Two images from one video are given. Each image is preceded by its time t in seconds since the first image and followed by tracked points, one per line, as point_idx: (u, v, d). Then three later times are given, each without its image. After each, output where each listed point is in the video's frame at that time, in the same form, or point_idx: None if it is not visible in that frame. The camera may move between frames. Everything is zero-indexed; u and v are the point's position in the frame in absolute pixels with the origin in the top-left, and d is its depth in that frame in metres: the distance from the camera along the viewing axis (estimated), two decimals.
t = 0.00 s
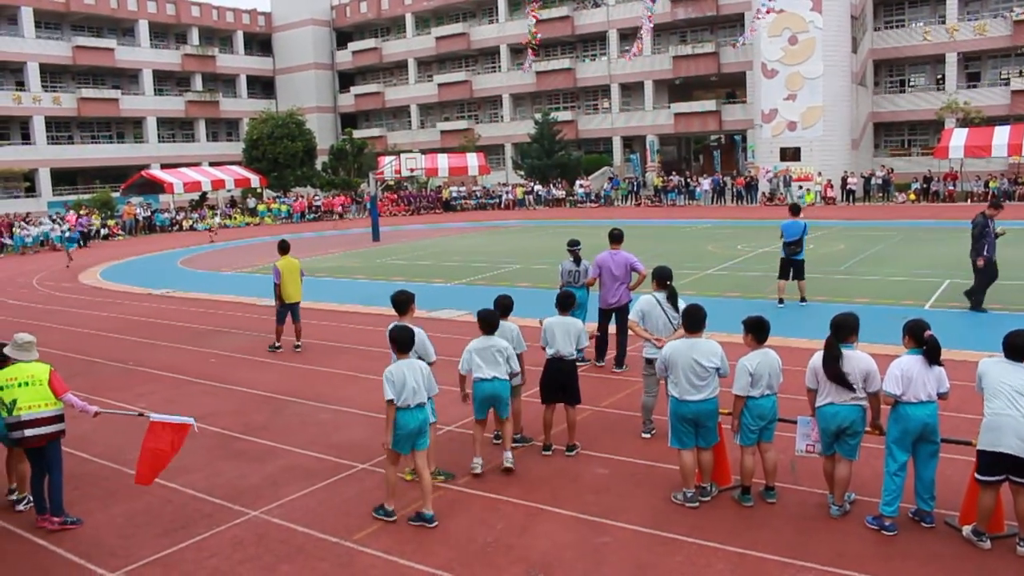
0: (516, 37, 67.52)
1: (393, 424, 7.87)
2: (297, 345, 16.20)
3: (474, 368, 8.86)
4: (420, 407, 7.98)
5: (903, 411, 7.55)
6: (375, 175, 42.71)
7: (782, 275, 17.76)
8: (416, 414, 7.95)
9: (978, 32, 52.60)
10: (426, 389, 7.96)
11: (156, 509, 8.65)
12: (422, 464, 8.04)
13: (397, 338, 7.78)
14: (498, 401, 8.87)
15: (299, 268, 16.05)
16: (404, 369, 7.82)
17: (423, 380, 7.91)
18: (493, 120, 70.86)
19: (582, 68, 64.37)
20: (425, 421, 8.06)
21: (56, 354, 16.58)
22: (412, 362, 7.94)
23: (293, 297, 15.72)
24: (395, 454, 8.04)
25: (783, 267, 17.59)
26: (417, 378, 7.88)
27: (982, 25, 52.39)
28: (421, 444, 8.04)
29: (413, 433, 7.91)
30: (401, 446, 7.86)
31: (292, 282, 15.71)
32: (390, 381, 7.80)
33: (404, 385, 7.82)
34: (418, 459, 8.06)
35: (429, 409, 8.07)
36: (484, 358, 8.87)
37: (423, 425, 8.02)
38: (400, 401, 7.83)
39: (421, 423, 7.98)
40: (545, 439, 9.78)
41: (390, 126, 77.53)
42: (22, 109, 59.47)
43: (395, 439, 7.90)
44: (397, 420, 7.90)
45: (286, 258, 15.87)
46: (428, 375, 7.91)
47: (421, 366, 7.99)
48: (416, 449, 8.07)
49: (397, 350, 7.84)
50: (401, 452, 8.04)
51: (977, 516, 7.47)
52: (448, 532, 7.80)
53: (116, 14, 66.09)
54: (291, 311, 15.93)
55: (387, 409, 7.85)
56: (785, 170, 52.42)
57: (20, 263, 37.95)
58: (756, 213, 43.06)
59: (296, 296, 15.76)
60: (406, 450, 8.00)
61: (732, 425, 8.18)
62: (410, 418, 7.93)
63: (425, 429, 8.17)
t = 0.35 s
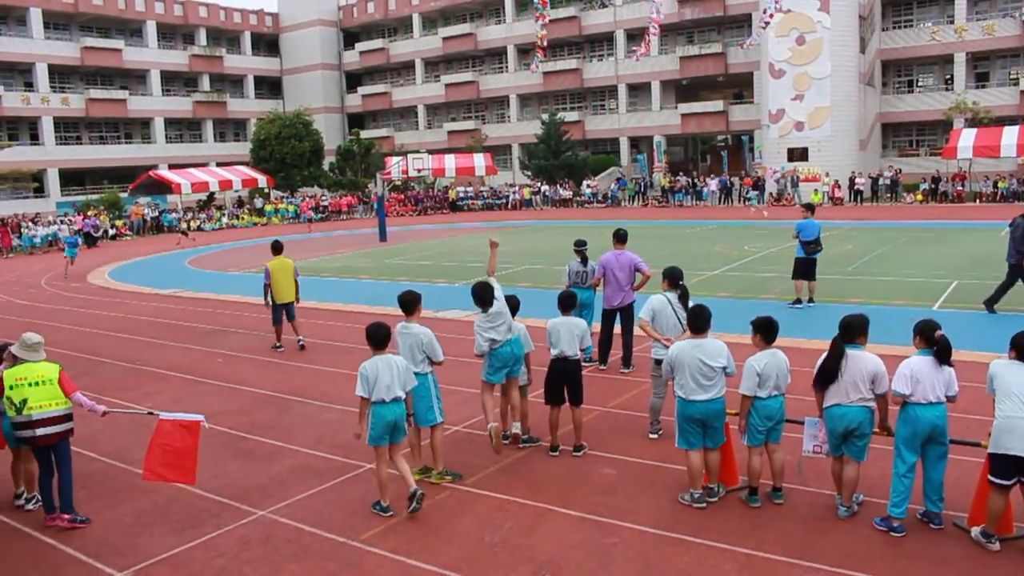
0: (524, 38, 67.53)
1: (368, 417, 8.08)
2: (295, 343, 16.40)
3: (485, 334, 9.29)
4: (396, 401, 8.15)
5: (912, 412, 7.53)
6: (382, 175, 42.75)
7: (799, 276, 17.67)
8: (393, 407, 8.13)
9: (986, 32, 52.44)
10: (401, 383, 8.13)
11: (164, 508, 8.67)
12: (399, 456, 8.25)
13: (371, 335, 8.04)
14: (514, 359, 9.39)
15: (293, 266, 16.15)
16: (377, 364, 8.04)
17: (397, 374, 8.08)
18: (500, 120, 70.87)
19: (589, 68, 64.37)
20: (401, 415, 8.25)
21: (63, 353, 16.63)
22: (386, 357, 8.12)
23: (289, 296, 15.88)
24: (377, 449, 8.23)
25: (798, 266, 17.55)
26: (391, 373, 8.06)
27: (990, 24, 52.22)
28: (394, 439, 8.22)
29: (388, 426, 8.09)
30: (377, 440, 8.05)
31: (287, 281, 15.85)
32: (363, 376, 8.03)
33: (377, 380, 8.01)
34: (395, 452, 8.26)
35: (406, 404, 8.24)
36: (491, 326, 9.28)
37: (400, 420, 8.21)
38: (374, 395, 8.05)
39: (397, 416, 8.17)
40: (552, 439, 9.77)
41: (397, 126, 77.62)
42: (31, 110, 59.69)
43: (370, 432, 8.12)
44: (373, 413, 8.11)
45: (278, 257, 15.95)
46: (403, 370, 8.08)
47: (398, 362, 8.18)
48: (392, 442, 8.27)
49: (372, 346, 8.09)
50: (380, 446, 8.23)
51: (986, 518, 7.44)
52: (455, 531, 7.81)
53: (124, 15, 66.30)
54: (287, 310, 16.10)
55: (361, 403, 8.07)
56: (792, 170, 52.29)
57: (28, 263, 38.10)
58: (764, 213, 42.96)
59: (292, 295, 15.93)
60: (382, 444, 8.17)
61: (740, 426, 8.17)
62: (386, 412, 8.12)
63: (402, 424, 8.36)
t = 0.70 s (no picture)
0: (527, 37, 67.53)
1: (358, 414, 8.35)
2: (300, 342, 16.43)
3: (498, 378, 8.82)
4: (383, 398, 8.41)
5: (918, 410, 7.51)
6: (386, 176, 42.81)
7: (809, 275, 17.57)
8: (381, 404, 8.39)
9: (992, 28, 52.22)
10: (387, 380, 8.36)
11: (170, 509, 8.70)
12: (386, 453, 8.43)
13: (358, 332, 8.30)
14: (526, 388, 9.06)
15: (291, 265, 16.15)
16: (364, 362, 8.32)
17: (383, 371, 8.33)
18: (503, 120, 70.89)
19: (592, 67, 64.33)
20: (389, 412, 8.48)
21: (69, 355, 16.69)
22: (374, 355, 8.41)
23: (290, 295, 15.90)
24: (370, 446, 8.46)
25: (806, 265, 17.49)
26: (377, 370, 8.31)
27: (995, 21, 52.01)
28: (384, 435, 8.42)
29: (375, 422, 8.33)
30: (366, 435, 8.29)
31: (285, 281, 15.85)
32: (350, 373, 8.36)
33: (362, 376, 8.28)
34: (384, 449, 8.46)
35: (396, 401, 8.46)
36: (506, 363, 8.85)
37: (389, 416, 8.45)
38: (362, 392, 8.33)
39: (386, 413, 8.42)
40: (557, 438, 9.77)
41: (401, 126, 77.66)
42: (36, 112, 59.89)
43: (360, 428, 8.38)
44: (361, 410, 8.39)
45: (276, 258, 15.98)
46: (387, 368, 8.32)
47: (385, 359, 8.45)
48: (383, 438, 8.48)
49: (360, 344, 8.35)
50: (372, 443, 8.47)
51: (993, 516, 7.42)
52: (459, 531, 7.84)
53: (128, 17, 66.45)
54: (289, 309, 16.13)
55: (349, 399, 8.39)
56: (796, 168, 52.16)
57: (35, 264, 38.24)
58: (769, 212, 42.87)
59: (292, 294, 15.95)
60: (373, 440, 8.41)
61: (744, 425, 8.18)
62: (375, 408, 8.38)
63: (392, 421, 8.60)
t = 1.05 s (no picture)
0: (527, 37, 67.51)
1: (345, 402, 8.71)
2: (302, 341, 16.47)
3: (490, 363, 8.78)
4: (370, 389, 8.73)
5: (917, 411, 7.52)
6: (385, 175, 42.79)
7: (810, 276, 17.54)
8: (367, 395, 8.71)
9: (992, 27, 52.16)
10: (373, 372, 8.65)
11: (170, 509, 8.69)
12: (370, 441, 8.82)
13: (348, 324, 8.70)
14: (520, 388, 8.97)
15: (295, 265, 16.17)
16: (352, 354, 8.63)
17: (368, 363, 8.61)
18: (504, 120, 70.91)
19: (593, 67, 64.31)
20: (377, 402, 8.80)
21: (69, 355, 16.69)
22: (364, 347, 8.69)
23: (292, 295, 15.94)
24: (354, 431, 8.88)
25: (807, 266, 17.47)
26: (362, 362, 8.60)
27: (996, 20, 51.98)
28: (369, 424, 8.79)
29: (359, 412, 8.69)
30: (350, 423, 8.71)
31: (289, 280, 15.89)
32: (341, 363, 8.69)
33: (349, 367, 8.63)
34: (369, 436, 8.84)
35: (381, 392, 8.76)
36: (498, 352, 8.83)
37: (375, 406, 8.77)
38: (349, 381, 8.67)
39: (371, 404, 8.72)
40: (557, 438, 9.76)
41: (401, 126, 77.63)
42: (35, 112, 59.88)
43: (348, 415, 8.76)
44: (349, 398, 8.73)
45: (280, 257, 15.99)
46: (372, 361, 8.57)
47: (374, 352, 8.72)
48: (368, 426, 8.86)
49: (352, 336, 8.70)
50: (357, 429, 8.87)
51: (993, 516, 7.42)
52: (459, 531, 7.83)
53: (128, 17, 66.43)
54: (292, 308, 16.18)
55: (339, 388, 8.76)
56: (797, 168, 52.14)
57: (35, 264, 38.25)
58: (770, 212, 42.86)
59: (295, 293, 15.99)
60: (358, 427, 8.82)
61: (745, 425, 8.16)
62: (361, 399, 8.71)
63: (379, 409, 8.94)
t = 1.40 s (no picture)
0: (522, 36, 67.50)
1: (329, 395, 8.93)
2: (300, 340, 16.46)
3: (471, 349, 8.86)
4: (354, 381, 8.89)
5: (907, 409, 7.58)
6: (380, 173, 42.75)
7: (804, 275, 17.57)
8: (349, 388, 8.86)
9: (986, 27, 52.31)
10: (355, 365, 8.82)
11: (164, 508, 8.67)
12: (356, 434, 8.95)
13: (332, 319, 8.90)
14: (495, 382, 8.95)
15: (302, 263, 16.31)
16: (336, 348, 8.87)
17: (350, 357, 8.81)
18: (499, 119, 70.90)
19: (588, 65, 64.32)
20: (360, 395, 8.94)
21: (63, 354, 16.64)
22: (346, 342, 8.91)
23: (298, 291, 16.04)
24: (341, 424, 9.06)
25: (801, 265, 17.50)
26: (345, 355, 8.80)
27: (990, 20, 52.13)
28: (354, 417, 8.96)
29: (341, 404, 8.87)
30: (336, 416, 8.93)
31: (295, 276, 16.00)
32: (325, 357, 8.96)
33: (331, 360, 8.84)
34: (355, 429, 8.98)
35: (366, 385, 8.94)
36: (487, 343, 8.85)
37: (357, 399, 8.91)
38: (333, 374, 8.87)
39: (353, 397, 8.88)
40: (551, 436, 9.76)
41: (396, 125, 77.57)
42: (29, 110, 59.68)
43: (332, 407, 8.98)
44: (333, 390, 8.95)
45: (288, 253, 16.15)
46: (354, 355, 8.76)
47: (357, 346, 8.91)
48: (353, 420, 9.01)
49: (335, 331, 8.95)
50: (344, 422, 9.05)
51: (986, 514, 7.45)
52: (454, 531, 7.81)
53: (122, 15, 66.24)
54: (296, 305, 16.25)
55: (324, 381, 8.99)
56: (791, 167, 52.22)
57: (28, 263, 38.08)
58: (765, 211, 42.94)
59: (301, 290, 16.08)
60: (344, 420, 8.99)
61: (740, 423, 8.17)
62: (343, 391, 8.88)
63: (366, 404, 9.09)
